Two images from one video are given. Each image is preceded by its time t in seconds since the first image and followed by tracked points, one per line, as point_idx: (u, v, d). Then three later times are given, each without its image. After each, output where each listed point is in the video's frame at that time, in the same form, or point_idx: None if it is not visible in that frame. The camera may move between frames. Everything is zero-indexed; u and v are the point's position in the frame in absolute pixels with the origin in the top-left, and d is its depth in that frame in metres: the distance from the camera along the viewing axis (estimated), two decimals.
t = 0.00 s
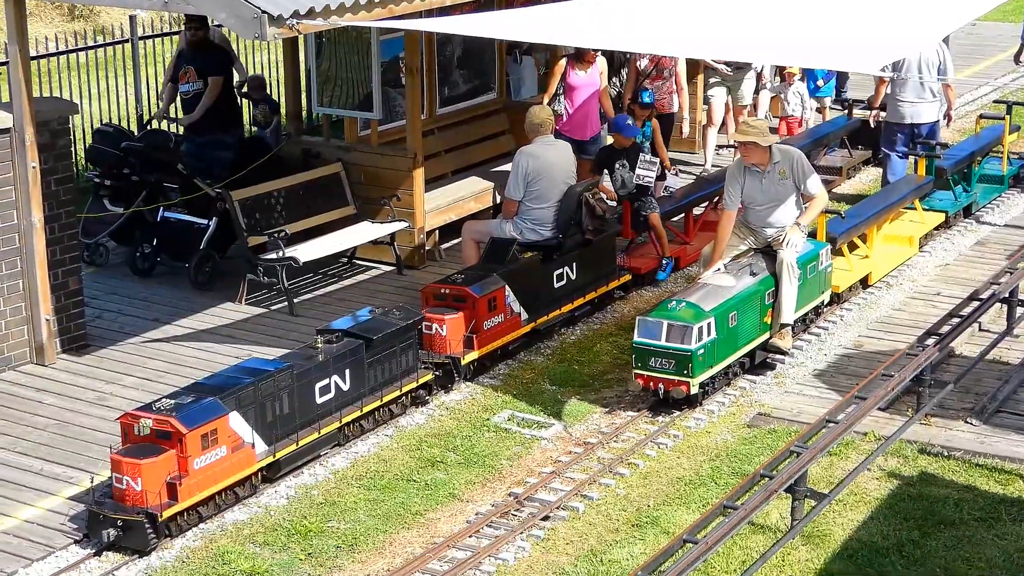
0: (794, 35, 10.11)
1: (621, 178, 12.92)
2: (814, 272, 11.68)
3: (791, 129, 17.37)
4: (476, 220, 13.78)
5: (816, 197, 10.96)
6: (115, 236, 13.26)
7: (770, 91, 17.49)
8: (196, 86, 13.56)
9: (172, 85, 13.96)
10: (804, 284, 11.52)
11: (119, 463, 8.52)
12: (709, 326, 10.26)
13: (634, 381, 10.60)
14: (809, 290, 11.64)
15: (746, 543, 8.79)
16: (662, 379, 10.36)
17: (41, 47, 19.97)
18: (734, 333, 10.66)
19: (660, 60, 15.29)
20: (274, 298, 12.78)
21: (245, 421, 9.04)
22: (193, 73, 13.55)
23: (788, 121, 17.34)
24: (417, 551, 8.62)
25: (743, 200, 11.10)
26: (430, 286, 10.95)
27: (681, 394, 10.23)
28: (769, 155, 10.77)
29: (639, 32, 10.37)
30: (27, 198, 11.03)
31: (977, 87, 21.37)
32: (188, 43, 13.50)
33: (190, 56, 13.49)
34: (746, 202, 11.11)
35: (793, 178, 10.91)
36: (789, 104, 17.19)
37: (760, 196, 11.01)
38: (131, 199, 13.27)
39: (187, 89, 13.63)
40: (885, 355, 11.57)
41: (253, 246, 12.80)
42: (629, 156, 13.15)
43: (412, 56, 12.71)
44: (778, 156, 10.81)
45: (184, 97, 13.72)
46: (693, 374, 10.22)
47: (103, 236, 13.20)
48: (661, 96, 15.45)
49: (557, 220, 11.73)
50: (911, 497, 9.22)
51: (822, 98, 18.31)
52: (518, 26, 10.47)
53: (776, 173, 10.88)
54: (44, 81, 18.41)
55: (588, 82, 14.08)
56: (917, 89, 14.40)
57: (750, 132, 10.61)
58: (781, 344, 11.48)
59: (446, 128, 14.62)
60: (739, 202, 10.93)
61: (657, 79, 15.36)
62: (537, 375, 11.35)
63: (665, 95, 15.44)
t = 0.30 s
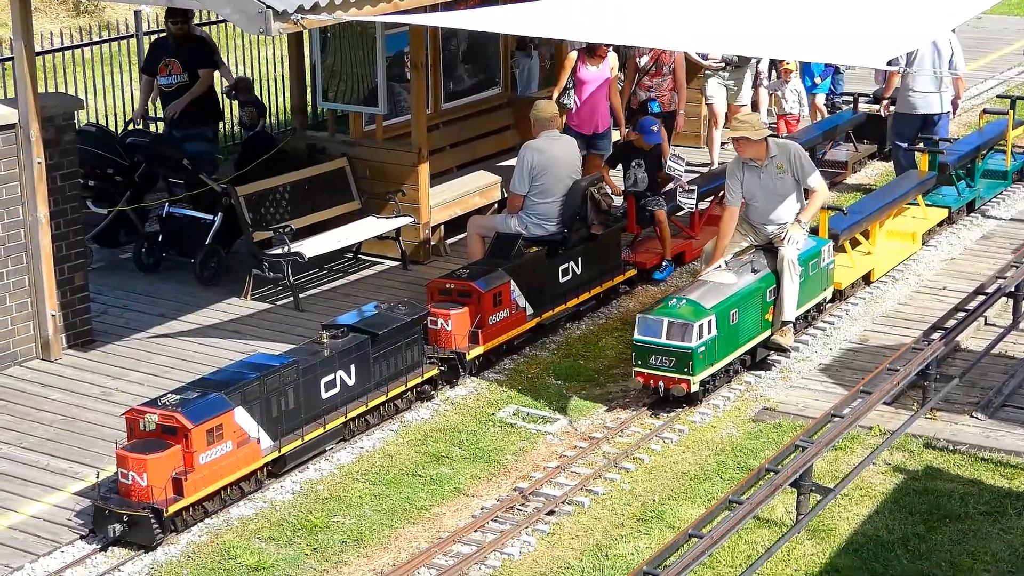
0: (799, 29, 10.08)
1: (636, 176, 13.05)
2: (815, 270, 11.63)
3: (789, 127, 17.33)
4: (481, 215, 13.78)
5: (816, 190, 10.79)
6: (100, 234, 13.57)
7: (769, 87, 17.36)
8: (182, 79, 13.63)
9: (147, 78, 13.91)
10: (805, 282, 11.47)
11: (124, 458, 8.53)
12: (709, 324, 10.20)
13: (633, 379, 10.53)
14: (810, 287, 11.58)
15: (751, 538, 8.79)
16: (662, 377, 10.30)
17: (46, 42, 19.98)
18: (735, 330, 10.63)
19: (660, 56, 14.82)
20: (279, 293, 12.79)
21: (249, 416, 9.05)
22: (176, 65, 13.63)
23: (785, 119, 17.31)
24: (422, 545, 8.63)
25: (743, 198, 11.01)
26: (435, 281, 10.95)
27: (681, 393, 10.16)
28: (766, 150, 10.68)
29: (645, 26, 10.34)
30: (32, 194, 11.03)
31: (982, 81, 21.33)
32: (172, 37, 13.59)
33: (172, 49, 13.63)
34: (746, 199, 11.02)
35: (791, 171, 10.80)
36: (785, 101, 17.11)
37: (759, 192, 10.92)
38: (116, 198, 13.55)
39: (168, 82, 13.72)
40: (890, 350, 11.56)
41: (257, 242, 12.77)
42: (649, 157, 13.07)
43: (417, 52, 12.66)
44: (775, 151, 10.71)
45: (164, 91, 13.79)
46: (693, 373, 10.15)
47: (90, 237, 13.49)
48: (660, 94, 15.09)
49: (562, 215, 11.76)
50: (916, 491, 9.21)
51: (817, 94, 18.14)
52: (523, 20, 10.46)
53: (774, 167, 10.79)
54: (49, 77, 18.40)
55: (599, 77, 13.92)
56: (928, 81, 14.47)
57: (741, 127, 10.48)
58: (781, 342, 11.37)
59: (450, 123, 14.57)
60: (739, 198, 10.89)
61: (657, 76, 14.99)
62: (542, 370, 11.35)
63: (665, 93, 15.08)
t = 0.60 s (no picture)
0: (804, 23, 10.07)
1: (642, 171, 13.02)
2: (815, 265, 11.61)
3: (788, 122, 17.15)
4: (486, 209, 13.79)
5: (814, 184, 10.70)
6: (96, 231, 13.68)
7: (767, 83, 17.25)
8: (166, 76, 13.57)
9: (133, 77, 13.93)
10: (804, 278, 11.45)
11: (129, 453, 8.53)
12: (708, 321, 10.19)
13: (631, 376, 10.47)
14: (809, 284, 11.56)
15: (756, 531, 8.80)
16: (660, 374, 10.25)
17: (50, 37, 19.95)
18: (733, 327, 10.58)
19: (659, 52, 14.89)
20: (283, 288, 12.79)
21: (254, 410, 9.06)
22: (160, 63, 13.57)
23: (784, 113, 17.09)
24: (427, 539, 8.63)
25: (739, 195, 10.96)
26: (439, 275, 10.94)
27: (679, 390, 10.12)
28: (760, 147, 10.62)
29: (648, 20, 10.33)
30: (37, 188, 11.04)
31: (986, 74, 21.30)
32: (156, 37, 13.62)
33: (154, 46, 13.59)
34: (743, 197, 10.98)
35: (786, 168, 10.74)
36: (784, 96, 17.01)
37: (755, 189, 10.87)
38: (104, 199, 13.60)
39: (152, 80, 13.61)
40: (895, 343, 11.55)
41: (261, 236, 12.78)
42: (654, 154, 13.17)
43: (422, 46, 12.71)
44: (769, 148, 10.65)
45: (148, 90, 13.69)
46: (692, 370, 10.13)
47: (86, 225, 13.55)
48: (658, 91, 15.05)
49: (566, 208, 11.73)
50: (921, 485, 9.21)
51: (817, 92, 18.02)
52: (527, 14, 10.46)
53: (769, 164, 10.73)
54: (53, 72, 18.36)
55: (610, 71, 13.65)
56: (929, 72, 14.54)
57: (729, 129, 10.56)
58: (780, 339, 11.23)
59: (453, 117, 14.57)
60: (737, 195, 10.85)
61: (656, 73, 15.00)
62: (547, 364, 11.35)
63: (665, 90, 15.10)
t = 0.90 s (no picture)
0: (807, 16, 10.06)
1: (648, 162, 13.26)
2: (813, 263, 11.51)
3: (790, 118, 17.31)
4: (489, 202, 13.79)
5: (807, 181, 10.61)
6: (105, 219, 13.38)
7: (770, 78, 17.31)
8: (154, 70, 13.58)
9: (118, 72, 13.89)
10: (803, 275, 11.35)
11: (133, 446, 8.56)
12: (703, 320, 10.09)
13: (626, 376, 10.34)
14: (807, 282, 11.46)
15: (760, 525, 8.80)
16: (655, 374, 10.13)
17: (53, 31, 19.94)
18: (730, 325, 10.48)
19: (664, 48, 14.81)
20: (287, 281, 12.79)
21: (258, 404, 9.06)
22: (149, 57, 13.57)
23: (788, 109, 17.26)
24: (430, 533, 8.64)
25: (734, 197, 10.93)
26: (443, 268, 10.95)
27: (674, 390, 10.01)
28: (749, 149, 10.57)
29: (652, 14, 10.33)
30: (40, 182, 11.05)
31: (989, 68, 21.29)
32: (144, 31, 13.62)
33: (140, 39, 13.59)
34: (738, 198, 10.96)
35: (775, 169, 10.67)
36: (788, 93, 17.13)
37: (748, 191, 10.84)
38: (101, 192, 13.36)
39: (140, 74, 13.59)
40: (899, 337, 11.54)
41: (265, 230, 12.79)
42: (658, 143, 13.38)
43: (425, 39, 12.71)
44: (758, 150, 10.61)
45: (135, 85, 13.65)
46: (687, 369, 10.01)
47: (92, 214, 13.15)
48: (663, 87, 15.03)
49: (570, 202, 11.74)
50: (925, 479, 9.20)
51: (818, 88, 18.13)
52: (530, 8, 10.46)
53: (760, 165, 10.66)
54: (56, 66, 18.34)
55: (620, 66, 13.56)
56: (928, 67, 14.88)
57: (714, 138, 10.40)
58: (778, 338, 11.08)
59: (458, 111, 14.58)
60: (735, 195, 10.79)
61: (661, 69, 14.94)
62: (550, 358, 11.35)
63: (668, 85, 15.07)
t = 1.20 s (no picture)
0: (811, 11, 10.04)
1: (653, 156, 13.25)
2: (808, 263, 11.39)
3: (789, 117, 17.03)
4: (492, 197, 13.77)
5: (804, 181, 10.54)
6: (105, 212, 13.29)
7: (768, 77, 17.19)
8: (153, 65, 13.29)
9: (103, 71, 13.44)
10: (798, 275, 11.23)
11: (135, 441, 8.56)
12: (696, 321, 10.00)
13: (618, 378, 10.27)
14: (802, 282, 11.34)
15: (762, 520, 8.80)
16: (647, 375, 10.06)
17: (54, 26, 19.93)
18: (723, 326, 10.40)
19: (674, 43, 14.49)
20: (289, 276, 12.79)
21: (260, 399, 9.07)
22: (143, 52, 13.24)
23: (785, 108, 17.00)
24: (433, 528, 8.65)
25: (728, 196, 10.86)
26: (445, 263, 10.95)
27: (667, 392, 9.93)
28: (747, 148, 10.50)
29: (655, 8, 10.32)
30: (42, 177, 11.04)
31: (992, 62, 21.26)
32: (128, 26, 13.19)
33: (126, 36, 13.17)
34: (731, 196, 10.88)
35: (773, 168, 10.60)
36: (786, 90, 16.90)
37: (743, 190, 10.77)
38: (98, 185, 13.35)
39: (135, 71, 13.26)
40: (902, 332, 11.54)
41: (268, 225, 12.81)
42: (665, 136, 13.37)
43: (427, 34, 12.67)
44: (756, 149, 10.53)
45: (129, 81, 13.29)
46: (680, 370, 9.92)
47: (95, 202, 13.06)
48: (673, 81, 14.76)
49: (573, 197, 11.71)
50: (927, 474, 9.20)
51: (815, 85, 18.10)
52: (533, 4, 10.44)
53: (756, 165, 10.60)
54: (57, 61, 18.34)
55: (623, 61, 13.65)
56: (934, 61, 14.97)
57: (715, 132, 10.33)
58: (771, 339, 10.93)
59: (460, 106, 14.56)
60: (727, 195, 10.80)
61: (671, 64, 14.65)
62: (552, 353, 11.35)
63: (678, 79, 14.78)
